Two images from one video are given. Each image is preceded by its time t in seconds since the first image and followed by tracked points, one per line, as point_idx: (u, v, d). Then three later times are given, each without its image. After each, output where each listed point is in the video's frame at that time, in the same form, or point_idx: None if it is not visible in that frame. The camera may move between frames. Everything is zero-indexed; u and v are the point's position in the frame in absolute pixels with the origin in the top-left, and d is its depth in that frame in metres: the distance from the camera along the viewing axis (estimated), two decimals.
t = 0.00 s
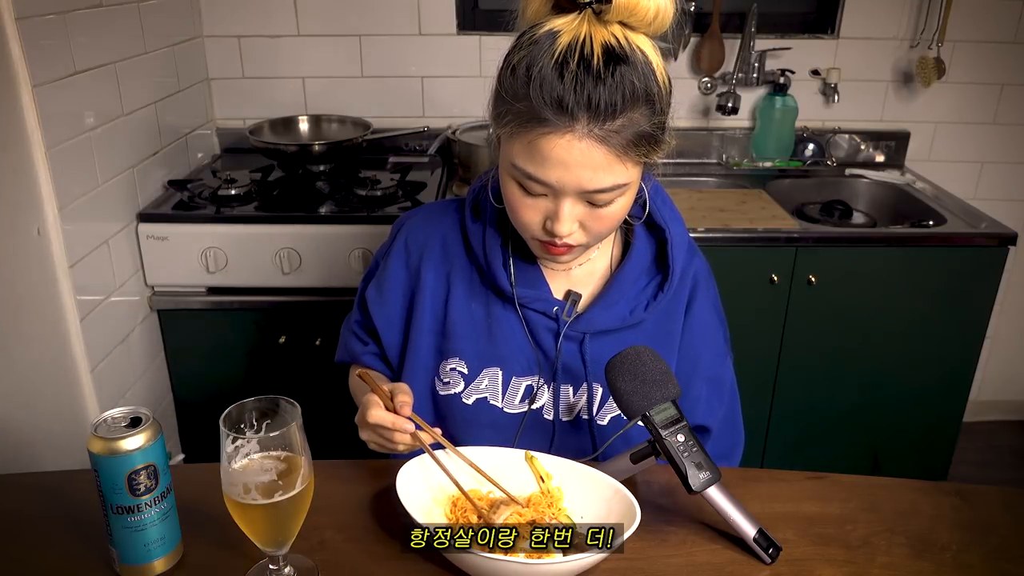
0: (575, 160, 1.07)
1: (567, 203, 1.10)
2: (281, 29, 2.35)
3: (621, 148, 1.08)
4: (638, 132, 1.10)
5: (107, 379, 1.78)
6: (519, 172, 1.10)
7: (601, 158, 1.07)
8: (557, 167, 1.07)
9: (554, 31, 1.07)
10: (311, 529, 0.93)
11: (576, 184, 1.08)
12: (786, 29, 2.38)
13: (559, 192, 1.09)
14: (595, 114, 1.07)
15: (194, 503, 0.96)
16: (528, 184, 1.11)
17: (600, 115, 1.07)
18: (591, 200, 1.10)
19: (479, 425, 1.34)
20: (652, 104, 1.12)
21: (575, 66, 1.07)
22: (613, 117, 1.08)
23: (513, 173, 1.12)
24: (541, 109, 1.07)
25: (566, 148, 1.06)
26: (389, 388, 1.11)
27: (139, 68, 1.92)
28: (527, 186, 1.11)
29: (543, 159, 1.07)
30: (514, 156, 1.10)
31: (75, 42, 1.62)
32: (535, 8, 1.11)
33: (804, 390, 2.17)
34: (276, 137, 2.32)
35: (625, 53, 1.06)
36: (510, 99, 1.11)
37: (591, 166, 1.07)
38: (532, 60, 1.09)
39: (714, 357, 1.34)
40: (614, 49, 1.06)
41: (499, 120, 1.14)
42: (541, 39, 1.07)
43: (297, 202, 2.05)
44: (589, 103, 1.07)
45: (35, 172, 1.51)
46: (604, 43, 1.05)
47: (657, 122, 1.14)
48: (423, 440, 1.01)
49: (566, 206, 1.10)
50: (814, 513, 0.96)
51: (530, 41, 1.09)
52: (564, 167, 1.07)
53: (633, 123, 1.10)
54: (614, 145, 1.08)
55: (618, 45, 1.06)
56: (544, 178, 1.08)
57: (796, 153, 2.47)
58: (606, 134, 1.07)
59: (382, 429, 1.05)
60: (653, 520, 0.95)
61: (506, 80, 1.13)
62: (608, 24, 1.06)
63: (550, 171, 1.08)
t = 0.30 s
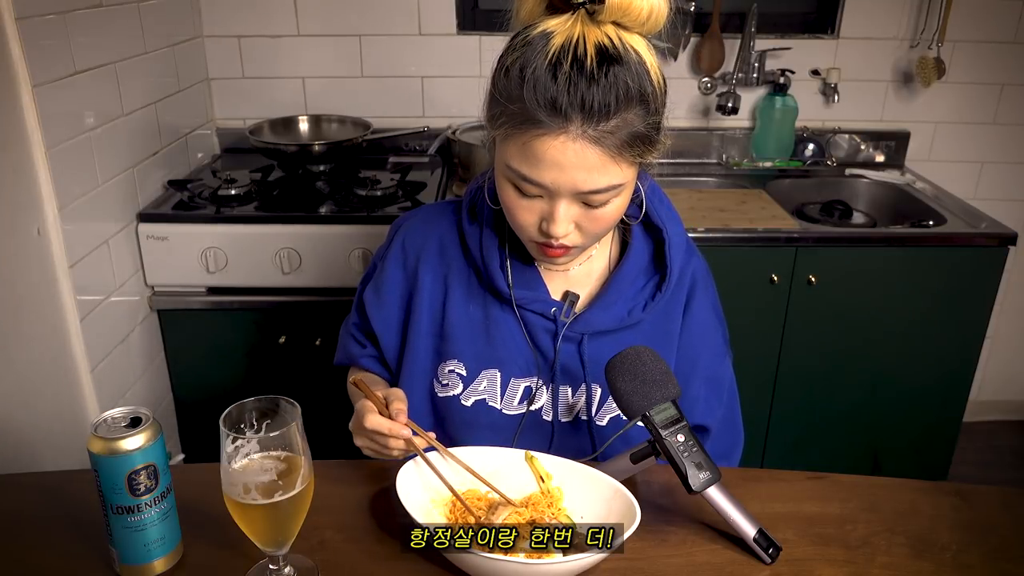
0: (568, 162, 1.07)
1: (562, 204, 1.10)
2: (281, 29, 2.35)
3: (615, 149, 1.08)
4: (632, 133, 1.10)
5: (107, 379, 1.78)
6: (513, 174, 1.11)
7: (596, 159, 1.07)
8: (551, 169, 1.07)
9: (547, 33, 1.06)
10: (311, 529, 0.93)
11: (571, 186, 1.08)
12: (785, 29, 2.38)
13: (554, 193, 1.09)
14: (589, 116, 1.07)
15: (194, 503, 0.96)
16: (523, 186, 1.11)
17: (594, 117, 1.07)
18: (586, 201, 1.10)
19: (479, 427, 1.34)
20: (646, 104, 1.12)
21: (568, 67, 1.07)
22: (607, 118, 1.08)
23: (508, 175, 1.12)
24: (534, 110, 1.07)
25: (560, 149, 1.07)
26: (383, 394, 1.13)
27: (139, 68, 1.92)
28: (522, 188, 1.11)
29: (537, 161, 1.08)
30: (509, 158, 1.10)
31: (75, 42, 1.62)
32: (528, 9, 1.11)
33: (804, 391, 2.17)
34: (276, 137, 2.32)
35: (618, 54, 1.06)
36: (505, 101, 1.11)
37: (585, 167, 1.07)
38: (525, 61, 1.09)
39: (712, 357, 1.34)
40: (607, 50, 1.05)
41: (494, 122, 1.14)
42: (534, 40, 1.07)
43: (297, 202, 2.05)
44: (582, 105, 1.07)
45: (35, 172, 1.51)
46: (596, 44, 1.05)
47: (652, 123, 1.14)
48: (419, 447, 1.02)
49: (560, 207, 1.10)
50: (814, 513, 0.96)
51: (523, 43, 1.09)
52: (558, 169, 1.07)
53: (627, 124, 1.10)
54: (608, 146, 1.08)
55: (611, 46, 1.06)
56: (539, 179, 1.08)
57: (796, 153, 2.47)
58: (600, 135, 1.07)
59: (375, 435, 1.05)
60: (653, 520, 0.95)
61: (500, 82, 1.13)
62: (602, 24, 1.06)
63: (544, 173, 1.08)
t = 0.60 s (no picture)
0: (564, 164, 1.07)
1: (558, 207, 1.10)
2: (281, 29, 2.35)
3: (611, 152, 1.08)
4: (628, 135, 1.10)
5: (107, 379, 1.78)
6: (510, 176, 1.11)
7: (592, 162, 1.07)
8: (547, 171, 1.07)
9: (542, 35, 1.06)
10: (311, 529, 0.93)
11: (567, 188, 1.08)
12: (785, 29, 2.38)
13: (550, 196, 1.09)
14: (584, 118, 1.07)
15: (194, 503, 0.96)
16: (519, 188, 1.11)
17: (589, 119, 1.07)
18: (582, 203, 1.10)
19: (478, 428, 1.34)
20: (642, 106, 1.12)
21: (563, 69, 1.07)
22: (603, 120, 1.08)
23: (504, 178, 1.12)
24: (529, 113, 1.07)
25: (555, 152, 1.07)
26: (382, 403, 1.12)
27: (139, 68, 1.92)
28: (518, 191, 1.11)
29: (533, 164, 1.08)
30: (505, 161, 1.10)
31: (75, 42, 1.62)
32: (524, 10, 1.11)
33: (804, 391, 2.17)
34: (276, 137, 2.32)
35: (613, 56, 1.06)
36: (501, 103, 1.12)
37: (581, 170, 1.07)
38: (521, 63, 1.09)
39: (712, 357, 1.34)
40: (602, 52, 1.06)
41: (490, 124, 1.14)
42: (529, 42, 1.07)
43: (297, 202, 2.05)
44: (578, 107, 1.07)
45: (35, 172, 1.51)
46: (592, 46, 1.05)
47: (648, 124, 1.14)
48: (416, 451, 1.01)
49: (557, 209, 1.10)
50: (814, 513, 0.96)
51: (519, 45, 1.09)
52: (554, 172, 1.07)
53: (622, 126, 1.10)
54: (604, 149, 1.08)
55: (606, 48, 1.06)
56: (535, 182, 1.08)
57: (796, 152, 2.47)
58: (595, 138, 1.07)
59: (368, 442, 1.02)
60: (653, 520, 0.95)
61: (496, 84, 1.13)
62: (597, 26, 1.06)
63: (540, 175, 1.08)
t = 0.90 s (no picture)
0: (562, 167, 1.07)
1: (556, 209, 1.10)
2: (281, 29, 2.35)
3: (608, 154, 1.08)
4: (625, 137, 1.10)
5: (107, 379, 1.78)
6: (508, 179, 1.11)
7: (589, 164, 1.07)
8: (545, 174, 1.07)
9: (539, 38, 1.06)
10: (311, 529, 0.93)
11: (565, 191, 1.08)
12: (785, 29, 2.38)
13: (547, 198, 1.09)
14: (582, 121, 1.07)
15: (194, 503, 0.96)
16: (517, 191, 1.11)
17: (586, 122, 1.07)
18: (580, 205, 1.11)
19: (478, 429, 1.34)
20: (639, 108, 1.12)
21: (560, 72, 1.07)
22: (600, 123, 1.08)
23: (502, 180, 1.12)
24: (526, 116, 1.07)
25: (553, 155, 1.07)
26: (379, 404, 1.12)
27: (139, 68, 1.92)
28: (516, 193, 1.11)
29: (530, 167, 1.08)
30: (502, 163, 1.10)
31: (75, 42, 1.62)
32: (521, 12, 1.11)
33: (804, 391, 2.17)
34: (276, 137, 2.32)
35: (610, 58, 1.06)
36: (497, 105, 1.11)
37: (579, 173, 1.07)
38: (517, 66, 1.09)
39: (711, 357, 1.34)
40: (599, 55, 1.05)
41: (487, 126, 1.14)
42: (526, 45, 1.07)
43: (297, 202, 2.05)
44: (575, 109, 1.07)
45: (35, 172, 1.51)
46: (588, 49, 1.05)
47: (645, 127, 1.13)
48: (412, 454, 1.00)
49: (555, 212, 1.10)
50: (814, 513, 0.96)
51: (516, 48, 1.09)
52: (552, 174, 1.07)
53: (620, 128, 1.10)
54: (602, 152, 1.08)
55: (603, 51, 1.06)
56: (533, 185, 1.08)
57: (796, 153, 2.47)
58: (593, 140, 1.07)
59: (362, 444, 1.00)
60: (653, 520, 0.95)
61: (493, 86, 1.13)
62: (594, 28, 1.06)
63: (538, 178, 1.08)
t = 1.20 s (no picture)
0: (560, 168, 1.07)
1: (555, 211, 1.10)
2: (281, 29, 2.35)
3: (606, 156, 1.08)
4: (623, 139, 1.10)
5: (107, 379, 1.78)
6: (506, 180, 1.11)
7: (587, 166, 1.07)
8: (543, 176, 1.07)
9: (537, 39, 1.06)
10: (311, 529, 0.93)
11: (563, 192, 1.08)
12: (785, 29, 2.38)
13: (546, 199, 1.09)
14: (580, 122, 1.07)
15: (194, 503, 0.96)
16: (515, 192, 1.11)
17: (584, 123, 1.07)
18: (578, 206, 1.11)
19: (477, 429, 1.34)
20: (637, 109, 1.12)
21: (558, 74, 1.07)
22: (598, 124, 1.08)
23: (500, 181, 1.12)
24: (524, 117, 1.07)
25: (551, 157, 1.07)
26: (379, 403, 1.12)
27: (139, 68, 1.92)
28: (515, 194, 1.11)
29: (529, 168, 1.08)
30: (501, 165, 1.10)
31: (75, 42, 1.62)
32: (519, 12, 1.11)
33: (803, 391, 2.17)
34: (276, 137, 2.32)
35: (608, 60, 1.06)
36: (495, 107, 1.11)
37: (577, 175, 1.07)
38: (515, 67, 1.09)
39: (710, 357, 1.34)
40: (598, 56, 1.05)
41: (485, 127, 1.14)
42: (524, 46, 1.07)
43: (297, 202, 2.05)
44: (573, 111, 1.07)
45: (35, 172, 1.51)
46: (586, 51, 1.05)
47: (643, 128, 1.13)
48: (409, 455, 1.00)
49: (553, 213, 1.10)
50: (814, 512, 0.96)
51: (514, 49, 1.09)
52: (550, 176, 1.07)
53: (618, 130, 1.10)
54: (600, 153, 1.08)
55: (602, 52, 1.05)
56: (531, 186, 1.08)
57: (796, 152, 2.46)
58: (591, 142, 1.07)
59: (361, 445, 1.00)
60: (653, 519, 0.95)
61: (491, 87, 1.13)
62: (593, 29, 1.06)
63: (537, 179, 1.08)
